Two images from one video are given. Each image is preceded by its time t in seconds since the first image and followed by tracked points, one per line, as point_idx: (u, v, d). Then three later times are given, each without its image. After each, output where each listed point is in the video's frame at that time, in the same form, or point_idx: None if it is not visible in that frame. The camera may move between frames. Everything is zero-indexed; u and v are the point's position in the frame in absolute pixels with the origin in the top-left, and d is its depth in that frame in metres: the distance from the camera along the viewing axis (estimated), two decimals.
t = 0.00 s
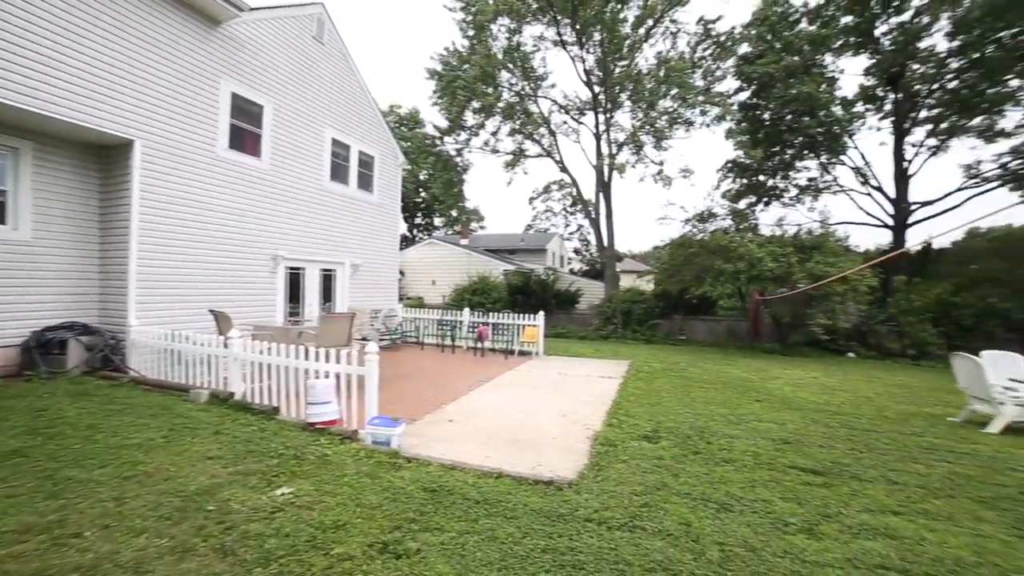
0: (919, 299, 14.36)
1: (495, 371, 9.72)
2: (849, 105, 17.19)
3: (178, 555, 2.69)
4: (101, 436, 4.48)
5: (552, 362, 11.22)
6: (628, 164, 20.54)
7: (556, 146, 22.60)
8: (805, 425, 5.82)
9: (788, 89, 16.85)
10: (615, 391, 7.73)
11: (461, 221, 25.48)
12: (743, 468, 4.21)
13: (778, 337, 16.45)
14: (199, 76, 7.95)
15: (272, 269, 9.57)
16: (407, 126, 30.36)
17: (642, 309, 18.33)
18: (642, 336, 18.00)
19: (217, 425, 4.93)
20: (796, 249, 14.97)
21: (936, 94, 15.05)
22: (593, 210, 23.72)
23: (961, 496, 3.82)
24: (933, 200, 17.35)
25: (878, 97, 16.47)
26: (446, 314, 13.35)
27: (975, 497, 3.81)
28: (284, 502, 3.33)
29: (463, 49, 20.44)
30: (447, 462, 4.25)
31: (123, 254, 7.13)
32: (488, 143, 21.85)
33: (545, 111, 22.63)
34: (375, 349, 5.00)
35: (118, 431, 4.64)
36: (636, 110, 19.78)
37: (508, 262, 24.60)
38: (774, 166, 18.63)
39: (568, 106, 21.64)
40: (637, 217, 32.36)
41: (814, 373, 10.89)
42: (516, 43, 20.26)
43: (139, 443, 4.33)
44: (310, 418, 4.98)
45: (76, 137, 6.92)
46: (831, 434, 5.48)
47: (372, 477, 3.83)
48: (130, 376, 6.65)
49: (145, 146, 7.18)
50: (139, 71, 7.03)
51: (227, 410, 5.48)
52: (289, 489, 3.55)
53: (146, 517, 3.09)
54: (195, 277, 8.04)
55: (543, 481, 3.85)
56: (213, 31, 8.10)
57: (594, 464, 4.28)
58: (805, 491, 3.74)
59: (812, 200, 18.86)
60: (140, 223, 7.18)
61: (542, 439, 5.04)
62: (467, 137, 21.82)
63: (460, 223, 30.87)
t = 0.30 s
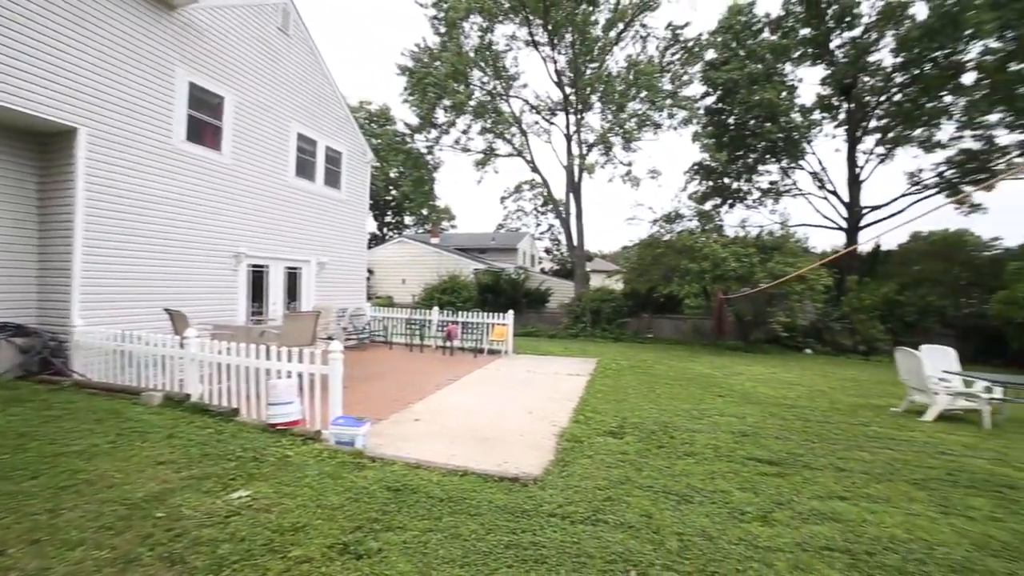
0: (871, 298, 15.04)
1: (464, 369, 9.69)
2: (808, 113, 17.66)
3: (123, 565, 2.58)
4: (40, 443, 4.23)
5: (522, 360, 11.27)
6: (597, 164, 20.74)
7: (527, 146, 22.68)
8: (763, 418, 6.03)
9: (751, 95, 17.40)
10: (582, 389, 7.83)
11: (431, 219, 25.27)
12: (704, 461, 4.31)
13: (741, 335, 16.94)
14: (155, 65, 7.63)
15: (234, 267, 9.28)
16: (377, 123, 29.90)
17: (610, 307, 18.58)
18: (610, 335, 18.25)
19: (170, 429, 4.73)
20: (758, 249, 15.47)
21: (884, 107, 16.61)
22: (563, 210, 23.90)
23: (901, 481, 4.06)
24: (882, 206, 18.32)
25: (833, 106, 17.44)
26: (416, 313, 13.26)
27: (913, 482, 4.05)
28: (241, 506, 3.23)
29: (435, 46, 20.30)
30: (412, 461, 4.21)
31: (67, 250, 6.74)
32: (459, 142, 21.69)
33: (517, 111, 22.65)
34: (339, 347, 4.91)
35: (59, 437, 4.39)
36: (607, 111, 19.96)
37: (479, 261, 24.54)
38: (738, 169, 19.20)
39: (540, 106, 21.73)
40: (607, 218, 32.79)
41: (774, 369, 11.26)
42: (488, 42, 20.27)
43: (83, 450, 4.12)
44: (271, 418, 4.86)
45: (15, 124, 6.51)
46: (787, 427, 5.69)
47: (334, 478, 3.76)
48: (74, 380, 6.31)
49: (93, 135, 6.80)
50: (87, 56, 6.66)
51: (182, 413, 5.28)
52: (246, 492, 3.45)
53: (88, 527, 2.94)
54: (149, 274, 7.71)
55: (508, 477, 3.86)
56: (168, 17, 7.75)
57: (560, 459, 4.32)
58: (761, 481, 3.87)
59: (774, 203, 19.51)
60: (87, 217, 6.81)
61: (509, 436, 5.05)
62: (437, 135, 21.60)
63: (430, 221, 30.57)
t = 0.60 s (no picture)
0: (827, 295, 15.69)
1: (433, 368, 9.62)
2: (771, 118, 18.22)
3: None
4: None
5: (491, 358, 11.28)
6: (567, 163, 20.83)
7: (498, 144, 22.65)
8: (724, 412, 6.21)
9: (717, 99, 17.69)
10: (551, 386, 7.88)
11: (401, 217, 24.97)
12: (667, 454, 4.41)
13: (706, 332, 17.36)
14: (107, 51, 7.24)
15: (193, 264, 8.94)
16: (346, 119, 29.31)
17: (580, 306, 18.76)
18: (580, 333, 18.43)
19: (120, 433, 4.53)
20: (723, 249, 15.89)
21: (841, 113, 17.64)
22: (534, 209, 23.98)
23: (850, 467, 4.27)
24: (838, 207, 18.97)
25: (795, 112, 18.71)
26: (384, 311, 13.16)
27: (860, 467, 4.27)
28: (195, 510, 3.12)
29: (405, 42, 20.07)
30: (377, 459, 4.16)
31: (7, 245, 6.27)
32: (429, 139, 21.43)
33: (488, 109, 22.59)
34: (302, 346, 4.81)
35: None
36: (577, 111, 20.07)
37: (449, 259, 24.37)
38: (704, 170, 19.68)
39: (511, 105, 21.68)
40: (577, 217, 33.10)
41: (737, 365, 11.58)
42: (459, 39, 20.15)
43: (20, 458, 3.88)
44: (231, 419, 4.72)
45: None
46: (747, 419, 5.88)
47: (295, 478, 3.68)
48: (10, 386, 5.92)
49: (37, 122, 6.38)
50: (30, 37, 6.24)
51: (133, 416, 5.05)
52: (200, 496, 3.34)
53: (24, 537, 2.77)
54: (100, 272, 7.28)
55: (474, 474, 3.86)
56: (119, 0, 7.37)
57: (525, 456, 4.34)
58: (720, 472, 3.98)
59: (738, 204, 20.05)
60: (30, 210, 6.38)
61: (476, 434, 5.05)
62: (408, 131, 21.32)
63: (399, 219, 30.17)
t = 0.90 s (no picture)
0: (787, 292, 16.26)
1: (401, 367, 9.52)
2: (734, 120, 18.84)
3: None
4: None
5: (460, 356, 11.26)
6: (537, 161, 20.87)
7: (468, 142, 22.55)
8: (687, 405, 6.37)
9: (684, 100, 18.15)
10: (520, 382, 7.92)
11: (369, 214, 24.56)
12: (631, 447, 4.50)
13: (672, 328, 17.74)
14: (53, 35, 6.83)
15: (148, 261, 8.56)
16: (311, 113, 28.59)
17: (550, 303, 18.89)
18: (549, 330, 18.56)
19: (63, 440, 4.30)
20: (689, 247, 16.26)
21: (800, 118, 18.22)
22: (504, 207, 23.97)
23: (803, 454, 4.47)
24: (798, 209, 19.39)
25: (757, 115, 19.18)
26: (351, 309, 13.02)
27: (813, 454, 4.48)
28: (147, 517, 3.01)
29: (373, 35, 19.75)
30: (343, 458, 4.11)
31: None
32: (398, 135, 21.11)
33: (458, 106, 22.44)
34: (264, 345, 4.69)
35: None
36: (547, 110, 20.14)
37: (419, 257, 24.12)
38: (671, 171, 20.10)
39: (482, 102, 21.59)
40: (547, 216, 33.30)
41: (701, 360, 11.89)
42: (429, 34, 19.94)
43: None
44: (189, 421, 4.58)
45: None
46: (709, 411, 6.06)
47: (257, 479, 3.60)
48: None
49: None
50: None
51: (80, 422, 4.81)
52: (153, 501, 3.21)
53: None
54: (45, 269, 6.87)
55: (441, 471, 3.85)
56: None
57: (493, 451, 4.36)
58: (683, 462, 4.09)
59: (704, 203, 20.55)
60: None
61: (444, 431, 5.04)
62: (376, 127, 20.95)
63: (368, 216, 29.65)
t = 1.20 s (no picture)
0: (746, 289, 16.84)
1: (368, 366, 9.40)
2: (697, 121, 19.30)
3: None
4: None
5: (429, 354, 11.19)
6: (504, 159, 20.85)
7: (436, 139, 22.38)
8: (651, 399, 6.53)
9: (649, 101, 18.60)
10: (488, 380, 7.94)
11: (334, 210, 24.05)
12: (596, 440, 4.59)
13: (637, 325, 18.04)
14: None
15: (95, 258, 8.11)
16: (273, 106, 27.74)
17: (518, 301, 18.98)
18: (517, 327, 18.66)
19: None
20: (654, 246, 16.61)
21: (759, 121, 18.76)
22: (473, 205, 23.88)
23: (759, 443, 4.66)
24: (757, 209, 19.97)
25: (719, 117, 19.26)
26: (316, 308, 12.74)
27: (767, 442, 4.69)
28: (93, 527, 2.87)
29: (338, 28, 19.36)
30: (307, 458, 4.04)
31: None
32: (364, 130, 20.71)
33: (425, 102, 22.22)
34: (223, 345, 4.53)
35: None
36: (515, 108, 20.17)
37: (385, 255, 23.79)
38: (637, 170, 20.46)
39: (449, 99, 21.43)
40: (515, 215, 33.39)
41: (665, 355, 12.19)
42: (396, 29, 19.67)
43: None
44: (142, 425, 4.40)
45: None
46: (671, 405, 6.24)
47: (216, 483, 3.50)
48: None
49: None
50: None
51: (18, 430, 4.54)
52: (101, 511, 3.07)
53: None
54: None
55: (408, 469, 3.82)
56: None
57: (460, 448, 4.37)
58: (646, 454, 4.21)
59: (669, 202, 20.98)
60: None
61: (411, 429, 5.00)
62: (342, 122, 20.50)
63: (332, 213, 29.01)
